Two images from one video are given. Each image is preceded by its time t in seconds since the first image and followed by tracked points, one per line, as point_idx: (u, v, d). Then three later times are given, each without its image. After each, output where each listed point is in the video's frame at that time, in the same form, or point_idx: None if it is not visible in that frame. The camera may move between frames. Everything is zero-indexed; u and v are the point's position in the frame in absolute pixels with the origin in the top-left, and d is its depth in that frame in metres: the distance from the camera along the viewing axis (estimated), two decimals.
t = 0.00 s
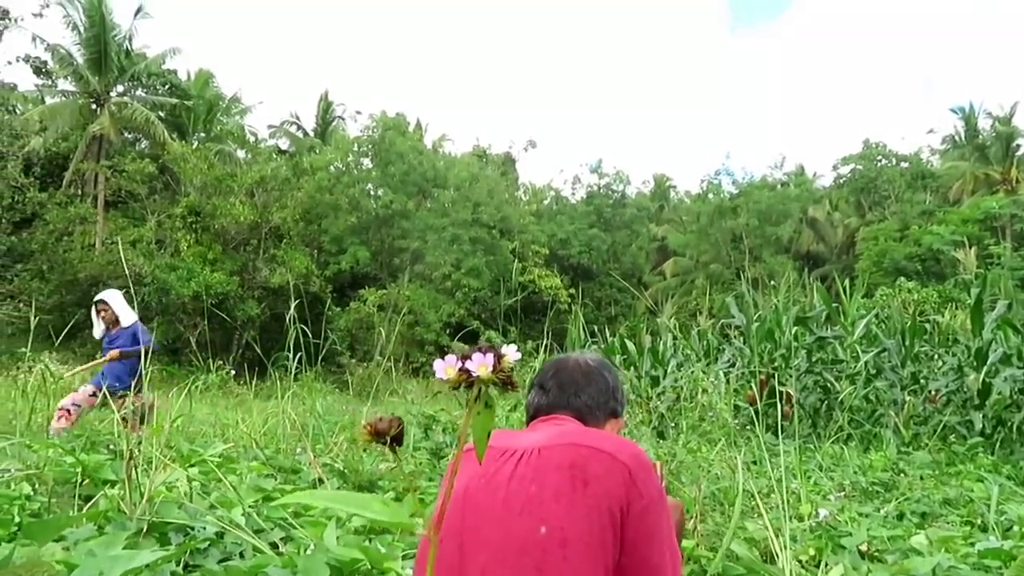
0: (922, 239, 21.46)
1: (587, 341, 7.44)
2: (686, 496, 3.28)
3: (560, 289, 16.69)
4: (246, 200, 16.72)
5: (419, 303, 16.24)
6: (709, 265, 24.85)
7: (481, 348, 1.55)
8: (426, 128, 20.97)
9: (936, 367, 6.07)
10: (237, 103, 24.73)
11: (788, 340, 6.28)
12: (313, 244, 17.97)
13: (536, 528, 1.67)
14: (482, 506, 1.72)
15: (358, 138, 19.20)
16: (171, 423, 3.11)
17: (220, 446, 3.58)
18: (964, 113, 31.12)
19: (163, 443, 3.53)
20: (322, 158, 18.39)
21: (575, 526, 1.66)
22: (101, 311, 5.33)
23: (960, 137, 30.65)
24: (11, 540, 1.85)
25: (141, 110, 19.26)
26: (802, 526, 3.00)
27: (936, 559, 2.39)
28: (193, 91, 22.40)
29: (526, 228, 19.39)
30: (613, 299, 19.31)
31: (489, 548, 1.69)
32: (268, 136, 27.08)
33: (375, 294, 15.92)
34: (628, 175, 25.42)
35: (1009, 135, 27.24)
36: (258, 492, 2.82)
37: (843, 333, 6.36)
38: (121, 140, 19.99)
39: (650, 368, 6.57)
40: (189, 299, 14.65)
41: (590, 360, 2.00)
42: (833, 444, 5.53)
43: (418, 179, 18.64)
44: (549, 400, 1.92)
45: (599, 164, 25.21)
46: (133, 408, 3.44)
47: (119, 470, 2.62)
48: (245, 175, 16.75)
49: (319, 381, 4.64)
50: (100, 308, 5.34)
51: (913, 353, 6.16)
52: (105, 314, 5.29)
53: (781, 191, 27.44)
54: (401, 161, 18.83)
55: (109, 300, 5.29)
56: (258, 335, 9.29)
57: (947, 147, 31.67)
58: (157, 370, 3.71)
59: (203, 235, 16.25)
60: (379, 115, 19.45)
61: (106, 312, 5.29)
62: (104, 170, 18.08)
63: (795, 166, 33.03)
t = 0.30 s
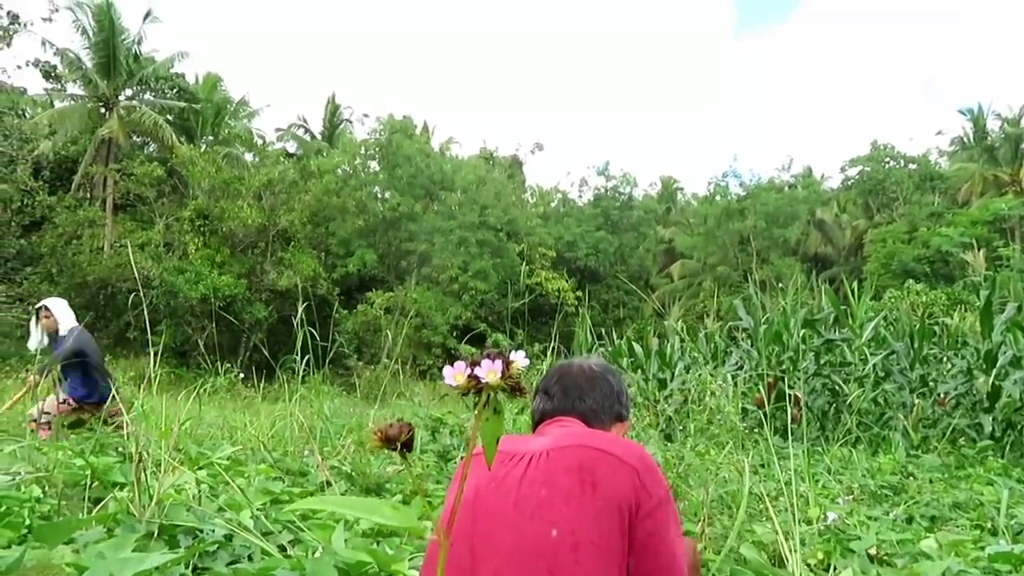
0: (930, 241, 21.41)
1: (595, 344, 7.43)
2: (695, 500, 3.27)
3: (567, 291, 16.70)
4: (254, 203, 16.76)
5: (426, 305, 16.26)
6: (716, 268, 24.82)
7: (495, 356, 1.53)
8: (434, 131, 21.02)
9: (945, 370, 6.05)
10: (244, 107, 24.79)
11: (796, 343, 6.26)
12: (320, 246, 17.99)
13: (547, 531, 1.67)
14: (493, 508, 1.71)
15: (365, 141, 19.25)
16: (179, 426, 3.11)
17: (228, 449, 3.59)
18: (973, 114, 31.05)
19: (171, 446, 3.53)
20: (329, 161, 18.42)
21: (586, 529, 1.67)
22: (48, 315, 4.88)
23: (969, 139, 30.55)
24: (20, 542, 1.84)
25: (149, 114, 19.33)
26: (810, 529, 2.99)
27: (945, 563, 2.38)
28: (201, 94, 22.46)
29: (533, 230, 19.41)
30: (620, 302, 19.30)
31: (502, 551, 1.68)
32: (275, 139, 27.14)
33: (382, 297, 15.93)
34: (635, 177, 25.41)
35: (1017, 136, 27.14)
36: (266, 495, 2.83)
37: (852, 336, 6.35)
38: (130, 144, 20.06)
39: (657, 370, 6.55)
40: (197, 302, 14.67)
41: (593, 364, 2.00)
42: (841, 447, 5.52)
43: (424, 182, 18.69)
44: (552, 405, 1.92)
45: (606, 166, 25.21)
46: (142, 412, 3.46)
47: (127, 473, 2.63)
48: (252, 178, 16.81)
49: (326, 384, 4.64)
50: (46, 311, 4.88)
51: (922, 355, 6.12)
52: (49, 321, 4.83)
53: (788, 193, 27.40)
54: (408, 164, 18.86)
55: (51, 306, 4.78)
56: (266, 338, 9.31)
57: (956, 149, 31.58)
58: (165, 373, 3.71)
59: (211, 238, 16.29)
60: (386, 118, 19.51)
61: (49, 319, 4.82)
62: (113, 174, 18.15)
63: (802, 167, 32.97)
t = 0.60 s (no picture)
0: (939, 245, 21.34)
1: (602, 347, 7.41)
2: (702, 504, 3.27)
3: (574, 294, 16.70)
4: (262, 206, 16.81)
5: (433, 309, 16.27)
6: (724, 271, 24.79)
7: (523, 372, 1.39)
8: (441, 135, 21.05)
9: (954, 374, 6.02)
10: (252, 111, 24.85)
11: (804, 347, 6.25)
12: (328, 250, 18.01)
13: (559, 534, 1.66)
14: (504, 510, 1.69)
15: (373, 145, 19.28)
16: (188, 429, 3.12)
17: (237, 451, 3.59)
18: (981, 118, 30.98)
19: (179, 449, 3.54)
20: (336, 165, 18.45)
21: (597, 532, 1.67)
22: (13, 301, 4.66)
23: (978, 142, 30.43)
24: (31, 543, 1.84)
25: (158, 118, 19.38)
26: (819, 534, 2.97)
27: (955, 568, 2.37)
28: (209, 98, 22.52)
29: (540, 233, 19.43)
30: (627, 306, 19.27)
31: (513, 554, 1.66)
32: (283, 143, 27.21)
33: (389, 300, 15.94)
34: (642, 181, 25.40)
35: None
36: (275, 497, 2.84)
37: (860, 339, 6.32)
38: (138, 148, 20.14)
39: (665, 374, 6.54)
40: (205, 305, 14.70)
41: (607, 370, 2.00)
42: (850, 452, 5.49)
43: (432, 186, 18.72)
44: (568, 411, 1.92)
45: (613, 170, 25.20)
46: (153, 415, 3.47)
47: (137, 475, 2.64)
48: (260, 182, 16.87)
49: (333, 387, 4.64)
50: (10, 296, 4.66)
51: (931, 359, 6.10)
52: (21, 306, 4.63)
53: (796, 196, 27.38)
54: (416, 167, 18.89)
55: (30, 292, 4.63)
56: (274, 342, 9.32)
57: (965, 152, 31.47)
58: (174, 377, 3.73)
59: (219, 241, 16.33)
60: (394, 122, 19.55)
61: (23, 304, 4.63)
62: (122, 177, 18.21)
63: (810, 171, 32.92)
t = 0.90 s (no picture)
0: (951, 248, 21.25)
1: (611, 350, 7.41)
2: (712, 509, 3.26)
3: (583, 298, 16.70)
4: (271, 210, 16.87)
5: (441, 312, 16.29)
6: (733, 274, 24.74)
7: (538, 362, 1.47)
8: (450, 138, 21.08)
9: (966, 378, 6.00)
10: (262, 114, 24.92)
11: (814, 350, 6.23)
12: (337, 253, 18.05)
13: (568, 536, 1.66)
14: (513, 514, 1.69)
15: (382, 148, 19.32)
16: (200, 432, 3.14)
17: (248, 454, 3.60)
18: (993, 120, 30.85)
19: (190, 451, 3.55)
20: (346, 168, 18.47)
21: (606, 535, 1.66)
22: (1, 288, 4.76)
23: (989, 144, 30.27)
24: (46, 543, 1.85)
25: (169, 122, 19.45)
26: (830, 538, 2.96)
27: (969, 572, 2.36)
28: (219, 102, 22.59)
29: (549, 236, 19.44)
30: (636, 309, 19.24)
31: (522, 556, 1.66)
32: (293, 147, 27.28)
33: (399, 303, 15.96)
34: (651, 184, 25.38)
35: None
36: (286, 499, 2.84)
37: (871, 343, 6.30)
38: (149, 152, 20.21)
39: (674, 377, 6.53)
40: (215, 308, 14.74)
41: (618, 375, 2.00)
42: (861, 455, 5.47)
43: (441, 190, 18.75)
44: (578, 416, 1.92)
45: (622, 173, 25.18)
46: (165, 417, 3.48)
47: (150, 477, 2.66)
48: (270, 185, 16.93)
49: (343, 390, 4.65)
50: None
51: (943, 363, 6.08)
52: (12, 292, 4.74)
53: (805, 199, 27.32)
54: (425, 171, 18.92)
55: (23, 280, 4.77)
56: (284, 346, 9.34)
57: (976, 154, 31.32)
58: (186, 379, 3.74)
59: (230, 245, 16.39)
60: (403, 126, 19.59)
61: (15, 291, 4.74)
62: (132, 181, 18.27)
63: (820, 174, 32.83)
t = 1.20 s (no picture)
0: (965, 250, 21.12)
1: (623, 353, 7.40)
2: (725, 512, 3.25)
3: (594, 300, 16.70)
4: (283, 213, 16.92)
5: (452, 314, 16.30)
6: (745, 277, 24.69)
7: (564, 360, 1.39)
8: (461, 141, 21.12)
9: (980, 381, 5.97)
10: (275, 118, 25.02)
11: (827, 353, 6.20)
12: (349, 256, 18.09)
13: (588, 541, 1.66)
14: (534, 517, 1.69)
15: (393, 151, 19.36)
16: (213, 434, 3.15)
17: (260, 456, 3.60)
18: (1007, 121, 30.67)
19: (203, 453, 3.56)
20: (357, 171, 18.51)
21: (626, 539, 1.66)
22: (5, 275, 4.73)
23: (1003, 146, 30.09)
24: (62, 544, 1.87)
25: (183, 126, 19.56)
26: (844, 542, 2.94)
27: None
28: (232, 106, 22.69)
29: (560, 239, 19.44)
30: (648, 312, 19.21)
31: (544, 560, 1.66)
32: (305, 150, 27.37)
33: (410, 306, 15.98)
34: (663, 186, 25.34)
35: None
36: (298, 501, 2.84)
37: (885, 346, 6.27)
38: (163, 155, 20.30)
39: (686, 380, 6.50)
40: (227, 311, 14.80)
41: (631, 376, 2.00)
42: (875, 459, 5.44)
43: (452, 193, 18.77)
44: (593, 418, 1.92)
45: (633, 175, 25.16)
46: (177, 418, 3.49)
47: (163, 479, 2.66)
48: (282, 189, 16.99)
49: (355, 393, 4.65)
50: (4, 272, 4.74)
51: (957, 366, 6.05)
52: (15, 281, 4.71)
53: (818, 201, 27.20)
54: (436, 174, 18.94)
55: (27, 270, 4.74)
56: (296, 348, 9.37)
57: (990, 156, 31.13)
58: (199, 382, 3.75)
59: (242, 247, 16.46)
60: (414, 129, 19.63)
61: (19, 280, 4.72)
62: (146, 184, 18.36)
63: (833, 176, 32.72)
